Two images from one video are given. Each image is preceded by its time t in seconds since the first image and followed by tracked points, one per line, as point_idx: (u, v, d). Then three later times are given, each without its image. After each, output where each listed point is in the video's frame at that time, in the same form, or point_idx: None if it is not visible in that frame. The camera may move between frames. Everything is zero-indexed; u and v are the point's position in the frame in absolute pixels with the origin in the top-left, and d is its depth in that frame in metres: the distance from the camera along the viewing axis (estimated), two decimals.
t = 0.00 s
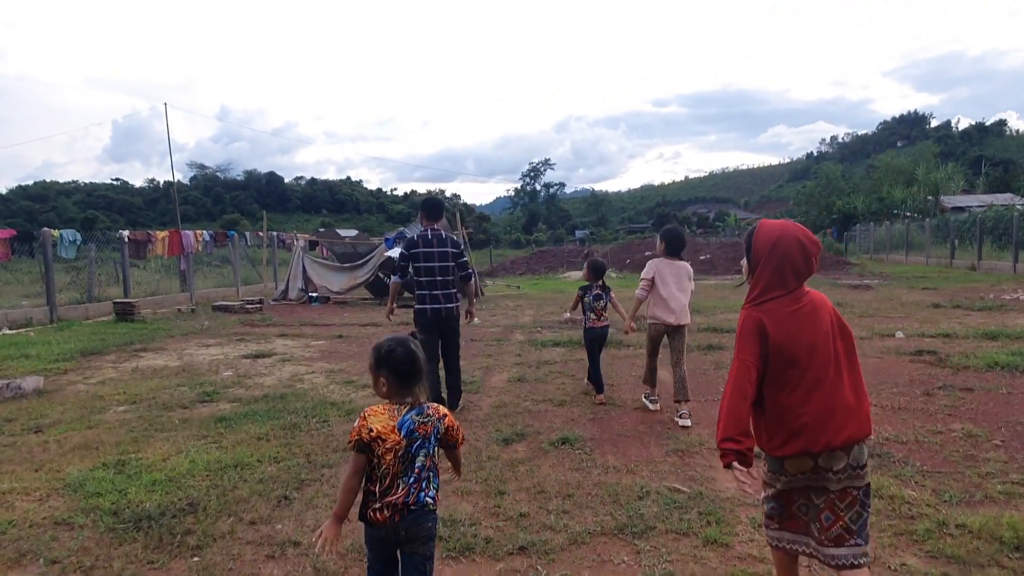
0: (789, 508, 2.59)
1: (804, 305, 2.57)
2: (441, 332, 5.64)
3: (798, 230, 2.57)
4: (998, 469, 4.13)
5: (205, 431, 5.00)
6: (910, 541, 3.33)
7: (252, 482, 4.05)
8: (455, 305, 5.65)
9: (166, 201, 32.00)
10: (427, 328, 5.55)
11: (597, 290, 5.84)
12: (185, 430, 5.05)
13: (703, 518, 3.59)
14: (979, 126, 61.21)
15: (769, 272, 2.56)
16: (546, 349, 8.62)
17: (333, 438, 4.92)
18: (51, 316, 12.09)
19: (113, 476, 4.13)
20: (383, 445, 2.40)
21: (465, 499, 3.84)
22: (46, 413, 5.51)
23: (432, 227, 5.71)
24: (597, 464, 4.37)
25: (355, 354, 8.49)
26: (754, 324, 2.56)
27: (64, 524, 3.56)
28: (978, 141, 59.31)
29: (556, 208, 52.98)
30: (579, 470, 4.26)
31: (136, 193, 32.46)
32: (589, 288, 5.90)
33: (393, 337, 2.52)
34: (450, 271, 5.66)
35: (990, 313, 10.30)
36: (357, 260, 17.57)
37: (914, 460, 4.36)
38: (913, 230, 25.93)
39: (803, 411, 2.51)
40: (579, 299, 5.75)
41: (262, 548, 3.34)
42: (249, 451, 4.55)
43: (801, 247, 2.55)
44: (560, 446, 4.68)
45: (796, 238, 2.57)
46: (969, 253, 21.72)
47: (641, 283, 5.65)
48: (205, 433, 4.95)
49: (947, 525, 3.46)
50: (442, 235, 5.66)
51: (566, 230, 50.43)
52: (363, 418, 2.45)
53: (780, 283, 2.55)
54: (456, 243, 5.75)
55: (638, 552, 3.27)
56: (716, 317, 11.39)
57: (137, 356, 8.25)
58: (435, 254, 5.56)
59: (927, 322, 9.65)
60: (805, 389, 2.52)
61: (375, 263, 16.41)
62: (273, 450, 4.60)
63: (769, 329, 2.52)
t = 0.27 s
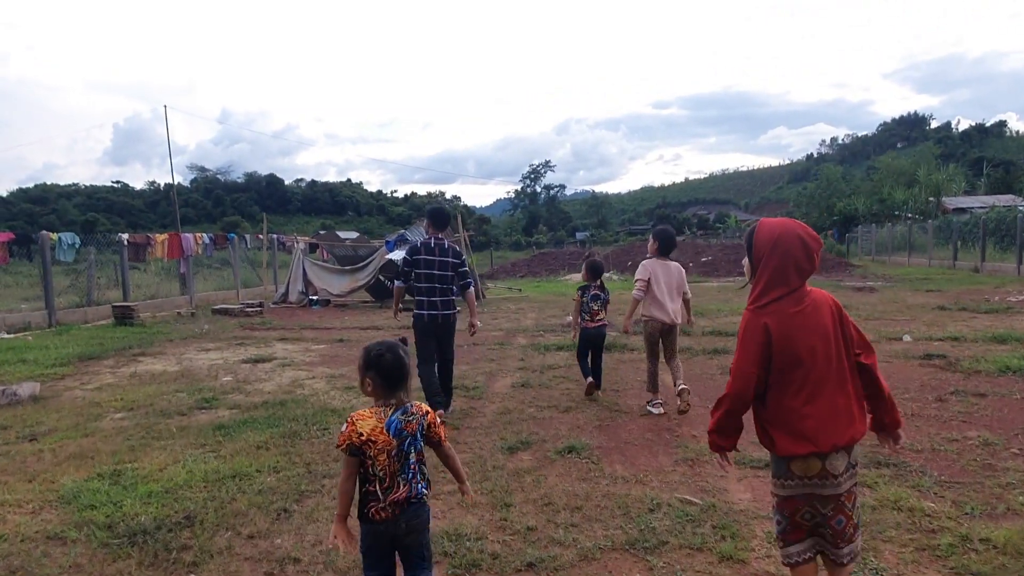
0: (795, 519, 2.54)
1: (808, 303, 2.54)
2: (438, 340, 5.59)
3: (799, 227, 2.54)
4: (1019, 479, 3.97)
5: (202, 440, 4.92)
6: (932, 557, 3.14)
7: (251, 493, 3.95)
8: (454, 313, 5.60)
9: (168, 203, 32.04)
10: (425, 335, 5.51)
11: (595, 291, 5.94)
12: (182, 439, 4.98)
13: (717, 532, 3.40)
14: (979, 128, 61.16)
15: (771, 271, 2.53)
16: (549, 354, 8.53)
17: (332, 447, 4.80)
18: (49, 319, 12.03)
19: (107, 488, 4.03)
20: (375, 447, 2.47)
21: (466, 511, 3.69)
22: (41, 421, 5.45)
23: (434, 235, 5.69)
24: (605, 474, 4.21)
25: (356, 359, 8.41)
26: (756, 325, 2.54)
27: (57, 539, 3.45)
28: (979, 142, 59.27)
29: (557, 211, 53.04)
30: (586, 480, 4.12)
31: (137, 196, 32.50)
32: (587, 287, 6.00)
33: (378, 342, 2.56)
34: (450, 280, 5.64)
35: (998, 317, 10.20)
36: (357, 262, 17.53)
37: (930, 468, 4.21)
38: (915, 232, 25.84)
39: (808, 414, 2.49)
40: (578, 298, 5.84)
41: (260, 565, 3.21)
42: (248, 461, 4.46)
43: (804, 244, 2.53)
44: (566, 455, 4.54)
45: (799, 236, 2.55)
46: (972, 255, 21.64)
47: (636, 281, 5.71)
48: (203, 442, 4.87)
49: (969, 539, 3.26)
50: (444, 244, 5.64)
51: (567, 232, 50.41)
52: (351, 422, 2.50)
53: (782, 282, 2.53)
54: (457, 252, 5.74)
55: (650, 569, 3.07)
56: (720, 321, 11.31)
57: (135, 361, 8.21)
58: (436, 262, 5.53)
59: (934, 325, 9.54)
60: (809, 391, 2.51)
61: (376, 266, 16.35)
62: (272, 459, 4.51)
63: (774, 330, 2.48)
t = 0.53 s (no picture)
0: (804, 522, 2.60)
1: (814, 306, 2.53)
2: (433, 336, 5.61)
3: (803, 228, 2.51)
4: None
5: (201, 446, 4.88)
6: (952, 568, 3.07)
7: (250, 501, 3.90)
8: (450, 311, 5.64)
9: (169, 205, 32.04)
10: (421, 331, 5.54)
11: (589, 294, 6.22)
12: (181, 444, 4.94)
13: (729, 542, 3.34)
14: (981, 129, 61.09)
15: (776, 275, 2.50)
16: (553, 357, 8.50)
17: (334, 452, 4.76)
18: (49, 322, 11.99)
19: (104, 495, 3.99)
20: (374, 442, 2.56)
21: (472, 520, 3.64)
22: (39, 425, 5.43)
23: (435, 231, 5.69)
24: (614, 482, 4.15)
25: (358, 361, 8.39)
26: (763, 329, 2.53)
27: (52, 548, 3.40)
28: (982, 143, 59.19)
29: (558, 213, 53.04)
30: (593, 488, 4.07)
31: (139, 198, 32.50)
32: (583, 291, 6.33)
33: (383, 341, 2.63)
34: (450, 276, 5.64)
35: (1004, 319, 10.15)
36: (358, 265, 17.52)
37: (945, 475, 4.14)
38: (918, 233, 25.80)
39: (816, 416, 2.52)
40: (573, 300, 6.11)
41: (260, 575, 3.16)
42: (248, 467, 4.42)
43: (808, 247, 2.49)
44: (572, 461, 4.50)
45: (803, 238, 2.51)
46: (976, 256, 21.59)
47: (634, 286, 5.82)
48: (202, 448, 4.84)
49: (990, 549, 3.18)
50: (447, 241, 5.64)
51: (569, 234, 50.39)
52: (352, 418, 2.60)
53: (788, 285, 2.51)
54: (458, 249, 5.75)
55: None
56: (724, 323, 11.27)
57: (134, 364, 8.19)
58: (439, 259, 5.53)
59: (940, 327, 9.50)
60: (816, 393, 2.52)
61: (378, 268, 16.33)
62: (272, 466, 4.46)
63: (782, 336, 2.47)
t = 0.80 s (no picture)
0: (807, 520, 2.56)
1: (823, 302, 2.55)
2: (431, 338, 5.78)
3: (814, 227, 2.54)
4: None
5: (202, 450, 4.86)
6: None
7: (251, 507, 3.87)
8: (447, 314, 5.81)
9: (175, 207, 32.14)
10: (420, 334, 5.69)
11: (583, 292, 6.39)
12: (183, 448, 4.93)
13: (743, 551, 3.29)
14: (989, 128, 60.73)
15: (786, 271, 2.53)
16: (559, 359, 8.46)
17: (337, 457, 4.73)
18: (55, 325, 12.03)
19: (103, 502, 3.97)
20: (386, 426, 2.81)
21: (479, 528, 3.60)
22: (40, 429, 5.43)
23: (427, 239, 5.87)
24: (624, 488, 4.10)
25: (363, 364, 8.38)
26: (771, 323, 2.55)
27: (49, 556, 3.37)
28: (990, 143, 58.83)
29: (563, 214, 53.01)
30: (601, 494, 4.03)
31: (145, 201, 32.62)
32: (576, 290, 6.47)
33: (395, 334, 2.90)
34: (445, 281, 5.81)
35: (1016, 320, 10.06)
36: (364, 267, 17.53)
37: (963, 481, 4.08)
38: (925, 233, 25.62)
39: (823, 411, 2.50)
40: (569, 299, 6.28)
41: None
42: (249, 472, 4.39)
43: (820, 244, 2.52)
44: (579, 466, 4.47)
45: (815, 236, 2.54)
46: (985, 257, 21.43)
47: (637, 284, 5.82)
48: (203, 452, 4.82)
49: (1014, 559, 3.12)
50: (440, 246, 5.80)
51: (574, 235, 50.32)
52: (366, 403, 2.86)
53: (798, 281, 2.53)
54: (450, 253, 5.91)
55: None
56: (731, 324, 11.22)
57: (138, 366, 8.20)
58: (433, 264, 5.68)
59: (952, 328, 9.41)
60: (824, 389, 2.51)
61: (383, 270, 16.33)
62: (274, 470, 4.43)
63: (789, 329, 2.50)
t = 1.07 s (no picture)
0: (792, 496, 2.68)
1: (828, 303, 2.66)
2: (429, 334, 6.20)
3: (830, 232, 2.65)
4: None
5: (205, 458, 4.83)
6: None
7: (251, 519, 3.82)
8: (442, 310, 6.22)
9: (186, 211, 32.35)
10: (418, 330, 6.12)
11: (587, 295, 6.42)
12: (186, 456, 4.91)
13: (764, 567, 3.20)
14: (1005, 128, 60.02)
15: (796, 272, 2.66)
16: (570, 363, 8.41)
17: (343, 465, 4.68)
18: (64, 329, 12.13)
19: (102, 512, 3.92)
20: (383, 425, 2.89)
21: (489, 541, 3.54)
22: (43, 436, 5.43)
23: (421, 242, 6.28)
24: (636, 499, 4.03)
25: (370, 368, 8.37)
26: (777, 318, 2.68)
27: (44, 570, 3.32)
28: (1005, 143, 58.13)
29: (573, 217, 52.90)
30: (614, 505, 3.96)
31: (157, 205, 32.86)
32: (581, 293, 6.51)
33: (388, 338, 2.98)
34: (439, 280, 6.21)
35: None
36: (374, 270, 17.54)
37: (992, 493, 3.98)
38: (940, 234, 25.34)
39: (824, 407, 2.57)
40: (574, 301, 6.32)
41: None
42: (252, 482, 4.35)
43: (832, 248, 2.63)
44: (591, 475, 4.41)
45: (829, 240, 2.64)
46: (1001, 258, 21.14)
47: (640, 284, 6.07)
48: (207, 460, 4.79)
49: None
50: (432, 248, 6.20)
51: (584, 237, 50.18)
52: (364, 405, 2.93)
53: (806, 281, 2.64)
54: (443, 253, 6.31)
55: None
56: (744, 327, 11.11)
57: (145, 371, 8.21)
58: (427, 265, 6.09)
59: (970, 331, 9.26)
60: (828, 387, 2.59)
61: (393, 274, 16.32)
62: (278, 480, 4.39)
63: (794, 325, 2.61)
